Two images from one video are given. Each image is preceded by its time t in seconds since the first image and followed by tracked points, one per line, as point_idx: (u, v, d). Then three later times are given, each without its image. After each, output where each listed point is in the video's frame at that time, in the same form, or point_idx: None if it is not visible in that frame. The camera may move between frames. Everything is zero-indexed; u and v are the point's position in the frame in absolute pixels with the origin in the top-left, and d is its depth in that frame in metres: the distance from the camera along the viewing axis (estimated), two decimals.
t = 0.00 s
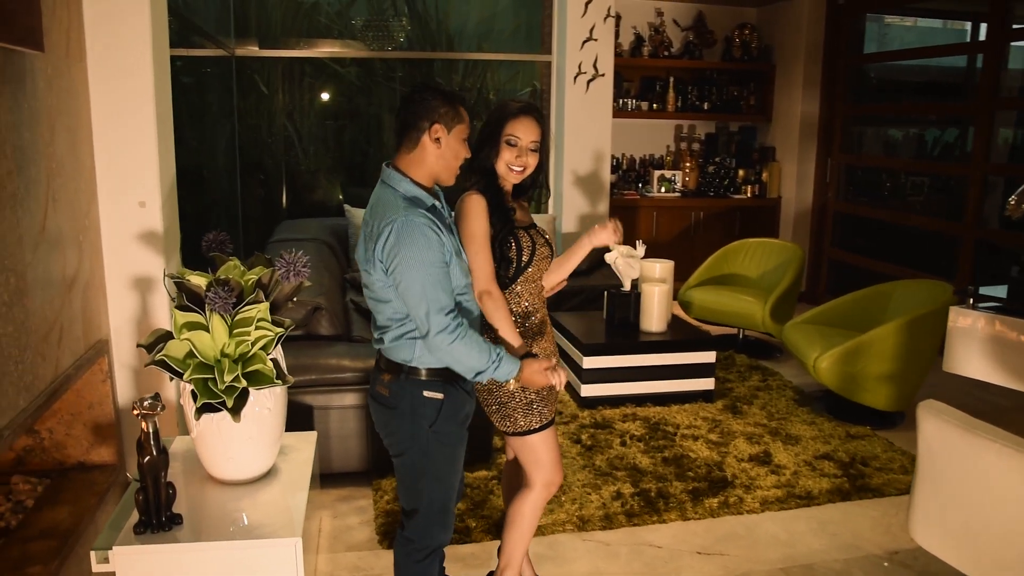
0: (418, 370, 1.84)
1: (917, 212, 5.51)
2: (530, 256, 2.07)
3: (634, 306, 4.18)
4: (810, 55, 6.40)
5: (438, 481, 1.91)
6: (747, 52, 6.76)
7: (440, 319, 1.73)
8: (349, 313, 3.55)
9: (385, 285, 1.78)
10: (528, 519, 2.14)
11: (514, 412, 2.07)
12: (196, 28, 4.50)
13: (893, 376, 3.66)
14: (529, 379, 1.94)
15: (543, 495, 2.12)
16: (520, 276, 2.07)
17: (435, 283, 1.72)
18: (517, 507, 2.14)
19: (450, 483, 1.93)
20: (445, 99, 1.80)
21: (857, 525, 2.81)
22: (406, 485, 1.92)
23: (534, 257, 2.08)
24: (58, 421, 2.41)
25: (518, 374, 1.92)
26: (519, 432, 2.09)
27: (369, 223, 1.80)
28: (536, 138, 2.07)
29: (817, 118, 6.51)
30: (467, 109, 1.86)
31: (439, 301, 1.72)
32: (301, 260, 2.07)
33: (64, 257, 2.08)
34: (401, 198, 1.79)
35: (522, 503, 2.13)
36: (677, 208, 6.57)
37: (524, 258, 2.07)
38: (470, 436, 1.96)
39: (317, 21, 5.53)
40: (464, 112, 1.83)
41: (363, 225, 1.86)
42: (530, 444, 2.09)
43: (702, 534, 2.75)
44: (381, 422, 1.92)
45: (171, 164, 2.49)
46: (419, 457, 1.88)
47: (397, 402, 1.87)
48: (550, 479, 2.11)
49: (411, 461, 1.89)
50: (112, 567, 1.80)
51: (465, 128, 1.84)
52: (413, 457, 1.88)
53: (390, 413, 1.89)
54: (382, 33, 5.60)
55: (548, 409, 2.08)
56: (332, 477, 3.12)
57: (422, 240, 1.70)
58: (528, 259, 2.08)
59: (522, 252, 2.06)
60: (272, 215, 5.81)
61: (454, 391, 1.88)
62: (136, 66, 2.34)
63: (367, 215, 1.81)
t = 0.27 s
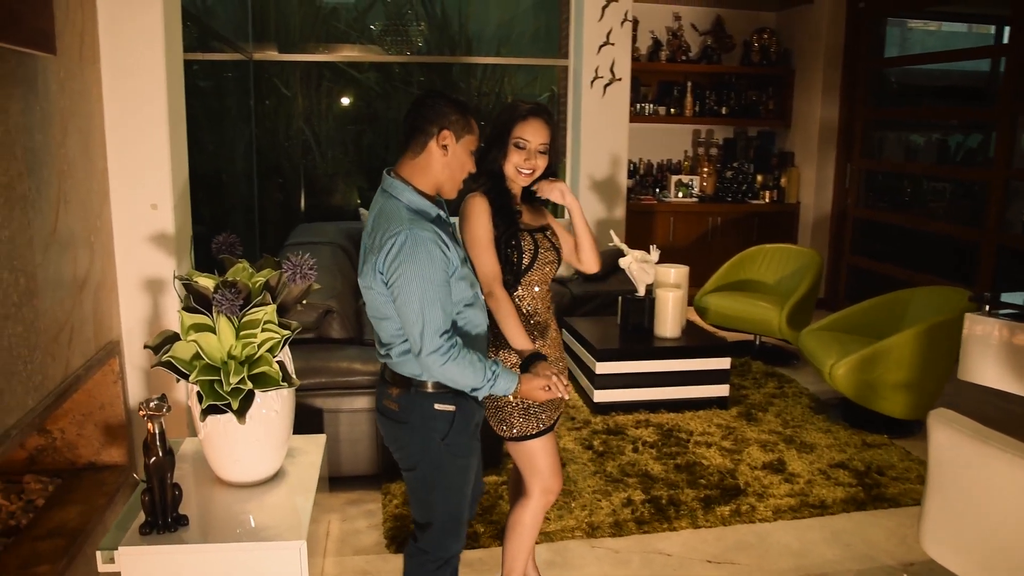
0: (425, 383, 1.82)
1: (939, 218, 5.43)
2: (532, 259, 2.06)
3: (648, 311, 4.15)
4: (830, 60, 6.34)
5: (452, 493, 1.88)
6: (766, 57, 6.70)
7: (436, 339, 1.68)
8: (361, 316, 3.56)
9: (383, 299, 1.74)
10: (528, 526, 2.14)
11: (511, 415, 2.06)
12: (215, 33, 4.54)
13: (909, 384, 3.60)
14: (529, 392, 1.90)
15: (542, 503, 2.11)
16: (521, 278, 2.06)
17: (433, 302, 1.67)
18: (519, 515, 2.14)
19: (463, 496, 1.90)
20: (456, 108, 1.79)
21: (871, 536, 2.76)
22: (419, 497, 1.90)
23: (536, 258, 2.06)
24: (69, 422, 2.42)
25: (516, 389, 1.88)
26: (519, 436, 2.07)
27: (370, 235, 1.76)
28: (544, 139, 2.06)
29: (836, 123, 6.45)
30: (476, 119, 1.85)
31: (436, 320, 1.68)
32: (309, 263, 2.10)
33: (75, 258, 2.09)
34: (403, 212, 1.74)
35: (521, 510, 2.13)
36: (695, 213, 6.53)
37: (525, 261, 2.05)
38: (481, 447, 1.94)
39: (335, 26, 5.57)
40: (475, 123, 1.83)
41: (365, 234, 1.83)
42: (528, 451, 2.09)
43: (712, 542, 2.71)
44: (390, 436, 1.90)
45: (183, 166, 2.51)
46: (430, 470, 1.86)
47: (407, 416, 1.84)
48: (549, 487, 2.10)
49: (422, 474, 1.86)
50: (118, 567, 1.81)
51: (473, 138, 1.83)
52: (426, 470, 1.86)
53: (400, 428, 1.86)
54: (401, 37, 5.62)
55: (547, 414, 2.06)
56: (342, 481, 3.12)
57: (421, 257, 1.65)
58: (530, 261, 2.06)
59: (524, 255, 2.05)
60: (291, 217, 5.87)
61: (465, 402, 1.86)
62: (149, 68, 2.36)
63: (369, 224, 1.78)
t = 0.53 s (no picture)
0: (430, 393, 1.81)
1: (962, 223, 5.35)
2: (540, 261, 2.03)
3: (665, 316, 4.12)
4: (852, 64, 6.27)
5: (466, 501, 1.86)
6: (786, 61, 6.64)
7: (434, 361, 1.67)
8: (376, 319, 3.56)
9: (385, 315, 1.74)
10: (537, 532, 2.14)
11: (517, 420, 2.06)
12: (235, 37, 4.57)
13: (930, 392, 3.53)
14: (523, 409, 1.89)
15: (550, 509, 2.11)
16: (528, 280, 2.04)
17: (432, 324, 1.65)
18: (527, 520, 2.14)
19: (478, 504, 1.88)
20: (466, 122, 1.75)
21: (888, 545, 2.72)
22: (432, 508, 1.88)
23: (543, 260, 2.03)
24: (83, 422, 2.43)
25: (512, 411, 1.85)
26: (524, 440, 2.06)
27: (375, 250, 1.75)
28: (553, 141, 2.05)
29: (858, 127, 6.38)
30: (491, 133, 1.80)
31: (435, 343, 1.66)
32: (318, 264, 2.09)
33: (89, 259, 2.11)
34: (408, 229, 1.73)
35: (530, 516, 2.13)
36: (714, 217, 6.47)
37: (532, 262, 2.03)
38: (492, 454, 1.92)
39: (356, 30, 5.60)
40: (486, 139, 1.77)
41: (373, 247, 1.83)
42: (535, 457, 2.08)
43: (725, 550, 2.68)
44: (400, 447, 1.89)
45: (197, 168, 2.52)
46: (441, 479, 1.85)
47: (416, 426, 1.83)
48: (558, 494, 2.09)
49: (434, 484, 1.85)
50: (126, 567, 1.82)
51: (478, 155, 1.76)
52: (438, 480, 1.85)
53: (409, 438, 1.85)
54: (421, 43, 5.65)
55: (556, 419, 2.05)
56: (354, 483, 3.13)
57: (422, 279, 1.64)
58: (538, 264, 2.04)
59: (530, 255, 2.02)
60: (311, 221, 5.91)
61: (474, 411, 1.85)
62: (165, 71, 2.38)
63: (375, 238, 1.78)
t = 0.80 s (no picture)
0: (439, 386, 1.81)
1: (989, 229, 5.25)
2: (558, 264, 2.01)
3: (684, 321, 4.08)
4: (877, 68, 6.19)
5: (461, 494, 1.87)
6: (809, 65, 6.56)
7: (438, 357, 1.67)
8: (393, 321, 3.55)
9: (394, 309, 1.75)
10: (555, 536, 2.13)
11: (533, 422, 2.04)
12: (258, 41, 4.62)
13: (955, 399, 3.46)
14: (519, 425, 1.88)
15: (569, 513, 2.09)
16: (543, 284, 2.01)
17: (435, 321, 1.66)
18: (545, 524, 2.13)
19: (474, 499, 1.88)
20: (475, 122, 1.75)
21: (909, 555, 2.66)
22: (429, 497, 1.89)
23: (559, 265, 2.01)
24: (101, 421, 2.45)
25: (508, 423, 1.82)
26: (540, 443, 2.06)
27: (387, 242, 1.76)
28: (574, 145, 2.05)
29: (883, 132, 6.30)
30: (506, 132, 1.79)
31: (437, 340, 1.66)
32: (331, 265, 2.09)
33: (106, 260, 2.13)
34: (419, 223, 1.73)
35: (549, 520, 2.12)
36: (736, 222, 6.42)
37: (549, 266, 2.01)
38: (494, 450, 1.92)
39: (379, 35, 5.64)
40: (500, 140, 1.77)
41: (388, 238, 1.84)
42: (555, 461, 2.06)
43: (741, 557, 2.64)
44: (403, 434, 1.90)
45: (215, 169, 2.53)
46: (440, 470, 1.86)
47: (418, 414, 1.84)
48: (577, 499, 2.07)
49: (433, 473, 1.87)
50: (138, 565, 1.83)
51: (486, 155, 1.75)
52: (436, 470, 1.86)
53: (411, 426, 1.86)
54: (444, 48, 5.67)
55: (570, 422, 2.04)
56: (369, 485, 3.12)
57: (426, 276, 1.64)
58: (555, 267, 2.01)
59: (546, 259, 2.00)
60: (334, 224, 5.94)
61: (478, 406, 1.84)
62: (184, 73, 2.40)
63: (388, 231, 1.79)
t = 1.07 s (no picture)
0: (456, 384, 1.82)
1: (1021, 235, 5.14)
2: (585, 267, 1.99)
3: (707, 325, 4.04)
4: (905, 71, 6.10)
5: (468, 487, 1.87)
6: (837, 68, 6.48)
7: (449, 346, 1.68)
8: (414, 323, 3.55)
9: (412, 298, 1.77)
10: (576, 537, 2.11)
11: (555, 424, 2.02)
12: (284, 45, 4.66)
13: (983, 407, 3.39)
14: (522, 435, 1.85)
15: (591, 515, 2.07)
16: (571, 284, 1.99)
17: (448, 311, 1.67)
18: (567, 525, 2.11)
19: (481, 492, 1.88)
20: (488, 122, 1.74)
21: (934, 566, 2.61)
22: (438, 488, 1.90)
23: (586, 266, 2.00)
24: (122, 419, 2.48)
25: (511, 430, 1.82)
26: (563, 446, 2.02)
27: (410, 231, 1.79)
28: (598, 145, 2.01)
29: (912, 136, 6.21)
30: (519, 127, 1.77)
31: (449, 330, 1.67)
32: (348, 266, 2.09)
33: (128, 259, 2.15)
34: (441, 215, 1.75)
35: (571, 520, 2.09)
36: (761, 227, 6.35)
37: (576, 268, 1.99)
38: (505, 446, 1.90)
39: (406, 39, 5.68)
40: (519, 136, 1.76)
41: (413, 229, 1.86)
42: (577, 461, 2.04)
43: (760, 565, 2.61)
44: (417, 424, 1.91)
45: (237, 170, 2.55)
46: (448, 460, 1.86)
47: (430, 403, 1.86)
48: (599, 501, 2.05)
49: (442, 463, 1.87)
50: (155, 562, 1.84)
51: (501, 152, 1.75)
52: (445, 460, 1.87)
53: (423, 414, 1.88)
54: (469, 52, 5.70)
55: (593, 425, 2.02)
56: (388, 487, 3.13)
57: (442, 265, 1.66)
58: (583, 269, 2.00)
59: (574, 261, 1.98)
60: (359, 227, 5.97)
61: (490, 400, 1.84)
62: (208, 75, 2.42)
63: (412, 222, 1.81)
